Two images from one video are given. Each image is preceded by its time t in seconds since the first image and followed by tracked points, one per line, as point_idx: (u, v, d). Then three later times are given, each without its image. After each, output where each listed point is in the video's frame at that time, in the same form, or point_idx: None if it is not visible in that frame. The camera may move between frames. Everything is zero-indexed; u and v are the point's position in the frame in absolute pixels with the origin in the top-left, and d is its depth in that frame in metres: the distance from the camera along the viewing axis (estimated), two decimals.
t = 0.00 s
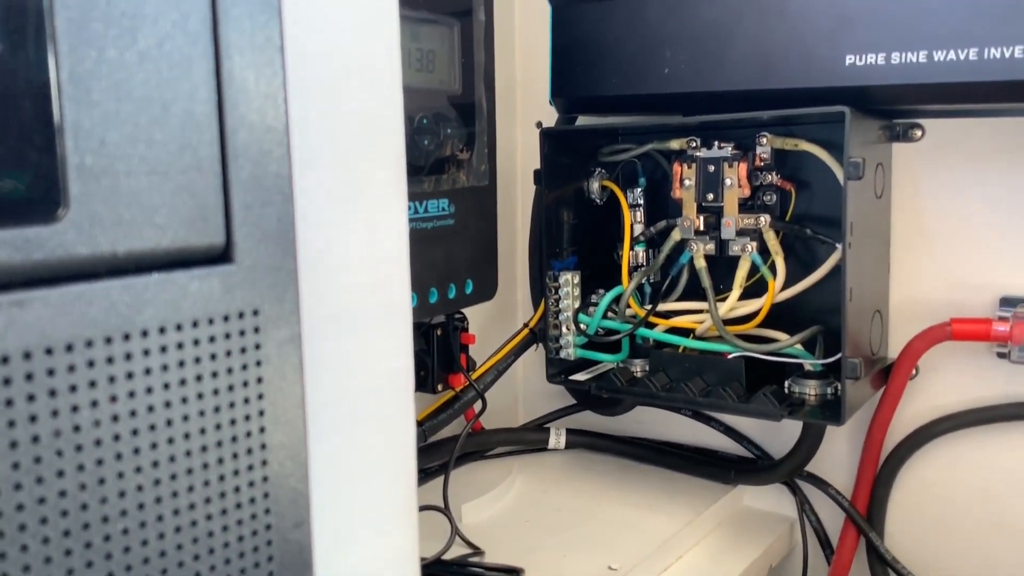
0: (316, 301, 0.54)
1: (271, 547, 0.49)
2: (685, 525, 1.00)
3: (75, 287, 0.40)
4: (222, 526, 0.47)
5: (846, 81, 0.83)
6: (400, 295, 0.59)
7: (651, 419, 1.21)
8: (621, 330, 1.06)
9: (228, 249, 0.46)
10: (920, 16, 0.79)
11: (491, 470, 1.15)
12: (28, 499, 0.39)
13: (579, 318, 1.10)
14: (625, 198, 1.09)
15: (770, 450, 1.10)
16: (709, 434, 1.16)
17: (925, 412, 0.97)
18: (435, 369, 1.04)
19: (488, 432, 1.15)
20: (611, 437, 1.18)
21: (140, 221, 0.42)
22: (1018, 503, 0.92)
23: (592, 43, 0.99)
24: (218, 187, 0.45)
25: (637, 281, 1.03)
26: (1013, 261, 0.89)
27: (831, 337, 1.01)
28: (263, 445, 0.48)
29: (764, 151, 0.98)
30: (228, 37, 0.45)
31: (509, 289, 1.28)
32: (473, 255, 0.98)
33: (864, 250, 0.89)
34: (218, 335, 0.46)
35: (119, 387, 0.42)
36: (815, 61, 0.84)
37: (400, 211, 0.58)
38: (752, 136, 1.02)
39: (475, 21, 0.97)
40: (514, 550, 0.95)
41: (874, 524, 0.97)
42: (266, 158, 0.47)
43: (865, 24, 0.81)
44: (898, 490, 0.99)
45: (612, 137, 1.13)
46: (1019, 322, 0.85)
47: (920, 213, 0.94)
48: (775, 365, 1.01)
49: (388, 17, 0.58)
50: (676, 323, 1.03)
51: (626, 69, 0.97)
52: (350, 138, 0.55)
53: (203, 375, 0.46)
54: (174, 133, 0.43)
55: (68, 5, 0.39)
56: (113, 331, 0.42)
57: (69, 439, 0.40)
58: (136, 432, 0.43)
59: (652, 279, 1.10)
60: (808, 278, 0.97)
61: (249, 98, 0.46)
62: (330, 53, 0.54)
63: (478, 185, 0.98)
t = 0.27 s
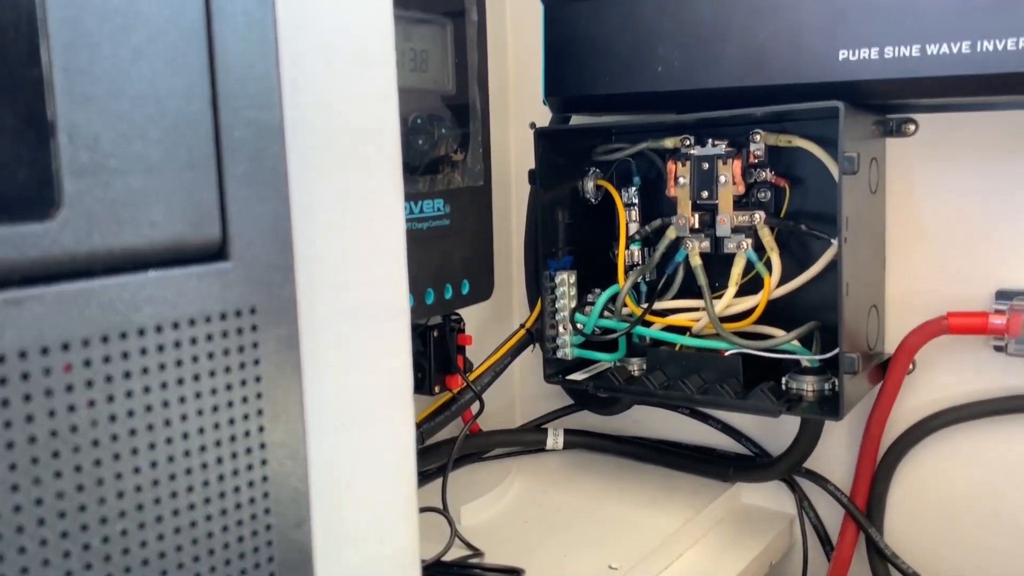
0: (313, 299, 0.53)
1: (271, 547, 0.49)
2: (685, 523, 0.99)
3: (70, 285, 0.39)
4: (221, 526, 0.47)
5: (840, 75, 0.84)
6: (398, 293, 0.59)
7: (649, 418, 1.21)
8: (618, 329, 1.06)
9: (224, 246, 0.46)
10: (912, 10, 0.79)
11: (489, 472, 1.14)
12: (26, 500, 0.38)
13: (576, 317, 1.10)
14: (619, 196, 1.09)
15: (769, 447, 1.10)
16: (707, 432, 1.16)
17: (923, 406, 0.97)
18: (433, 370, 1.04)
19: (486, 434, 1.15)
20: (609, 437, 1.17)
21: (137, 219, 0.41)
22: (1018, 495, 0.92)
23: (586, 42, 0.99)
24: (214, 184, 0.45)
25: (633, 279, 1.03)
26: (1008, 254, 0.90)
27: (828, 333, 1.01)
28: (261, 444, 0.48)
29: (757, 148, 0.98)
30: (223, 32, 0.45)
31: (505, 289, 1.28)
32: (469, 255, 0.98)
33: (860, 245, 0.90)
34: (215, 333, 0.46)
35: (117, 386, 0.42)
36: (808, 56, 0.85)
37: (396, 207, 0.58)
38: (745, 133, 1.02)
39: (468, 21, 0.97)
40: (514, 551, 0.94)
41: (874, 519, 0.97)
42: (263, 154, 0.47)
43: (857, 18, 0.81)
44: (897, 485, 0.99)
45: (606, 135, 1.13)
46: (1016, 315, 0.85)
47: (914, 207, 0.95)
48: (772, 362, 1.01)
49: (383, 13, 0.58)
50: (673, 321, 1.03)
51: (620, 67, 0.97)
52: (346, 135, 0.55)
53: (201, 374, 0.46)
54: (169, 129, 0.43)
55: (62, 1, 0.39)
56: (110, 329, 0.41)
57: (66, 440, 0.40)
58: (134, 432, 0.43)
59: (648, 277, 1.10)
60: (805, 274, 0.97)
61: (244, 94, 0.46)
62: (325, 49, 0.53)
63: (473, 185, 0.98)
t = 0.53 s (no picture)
0: (330, 301, 0.52)
1: (292, 553, 0.48)
2: (691, 523, 0.99)
3: (90, 287, 0.39)
4: (243, 531, 0.46)
5: (842, 72, 0.84)
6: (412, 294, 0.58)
7: (651, 419, 1.21)
8: (621, 330, 1.06)
9: (242, 247, 0.45)
10: (913, 6, 0.79)
11: (492, 475, 1.13)
12: (49, 507, 0.38)
13: (578, 318, 1.10)
14: (620, 197, 1.09)
15: (772, 446, 1.10)
16: (710, 432, 1.16)
17: (926, 402, 0.98)
18: (436, 374, 1.03)
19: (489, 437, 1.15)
20: (612, 439, 1.17)
21: (156, 220, 0.41)
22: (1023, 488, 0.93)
23: (585, 42, 0.99)
24: (232, 184, 0.44)
25: (634, 279, 1.03)
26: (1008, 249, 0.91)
27: (831, 330, 1.01)
28: (282, 448, 0.48)
29: (758, 146, 0.98)
30: (239, 30, 0.44)
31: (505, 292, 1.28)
32: (471, 257, 0.98)
33: (862, 241, 0.90)
34: (235, 335, 0.45)
35: (138, 390, 0.41)
36: (810, 53, 0.85)
37: (408, 207, 0.57)
38: (745, 132, 1.02)
39: (468, 23, 0.97)
40: (521, 554, 0.94)
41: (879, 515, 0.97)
42: (279, 154, 0.46)
43: (859, 16, 0.82)
44: (902, 481, 1.00)
45: (604, 136, 1.12)
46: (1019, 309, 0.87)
47: (915, 204, 0.95)
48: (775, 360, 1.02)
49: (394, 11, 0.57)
50: (676, 321, 1.03)
51: (620, 67, 0.97)
52: (359, 134, 0.54)
53: (222, 377, 0.45)
54: (187, 129, 0.42)
55: None
56: (130, 333, 0.41)
57: (89, 445, 0.39)
58: (155, 437, 0.42)
59: (649, 277, 1.10)
60: (807, 271, 0.97)
61: (260, 93, 0.45)
62: (338, 48, 0.53)
63: (475, 187, 0.98)
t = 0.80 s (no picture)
0: (318, 331, 0.51)
1: None
2: (683, 536, 0.99)
3: (71, 327, 0.38)
4: (232, 571, 0.45)
5: (827, 85, 0.84)
6: (399, 320, 0.57)
7: (640, 430, 1.20)
8: (609, 343, 1.05)
9: (228, 280, 0.44)
10: (896, 18, 0.80)
11: (482, 491, 1.13)
12: (32, 557, 0.36)
13: (566, 332, 1.09)
14: (606, 209, 1.08)
15: (761, 456, 1.10)
16: (699, 443, 1.16)
17: (913, 411, 0.98)
18: (423, 390, 1.02)
19: (477, 452, 1.14)
20: (601, 451, 1.17)
21: (139, 255, 0.40)
22: (1010, 496, 0.93)
23: (570, 55, 0.98)
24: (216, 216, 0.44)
25: (622, 293, 1.03)
26: (991, 258, 0.92)
27: (818, 341, 1.01)
28: (271, 483, 0.46)
29: (744, 157, 0.98)
30: (221, 59, 0.44)
31: (491, 305, 1.27)
32: (458, 273, 0.97)
33: (848, 253, 0.90)
34: (221, 370, 0.44)
35: (123, 431, 0.40)
36: (795, 66, 0.85)
37: (396, 232, 0.57)
38: (729, 143, 1.02)
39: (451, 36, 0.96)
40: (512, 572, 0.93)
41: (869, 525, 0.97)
42: (264, 184, 0.45)
43: (842, 28, 0.82)
44: (891, 490, 1.00)
45: (590, 149, 1.11)
46: (1005, 319, 0.88)
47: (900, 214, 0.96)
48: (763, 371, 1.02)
49: (377, 33, 0.56)
50: (663, 333, 1.03)
51: (604, 80, 0.96)
52: (345, 159, 0.53)
53: (208, 414, 0.44)
54: (170, 161, 0.42)
55: (57, 33, 0.37)
56: (114, 372, 0.39)
57: (72, 491, 0.38)
58: (141, 479, 0.41)
59: (637, 289, 1.10)
60: (794, 283, 0.97)
61: (243, 122, 0.45)
62: (322, 71, 0.52)
63: (460, 203, 0.97)
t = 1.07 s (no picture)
0: (311, 332, 0.51)
1: None
2: (674, 537, 0.99)
3: (63, 329, 0.37)
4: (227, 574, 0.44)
5: (816, 85, 0.84)
6: (392, 321, 0.57)
7: (630, 431, 1.20)
8: (599, 344, 1.05)
9: (221, 281, 0.44)
10: (884, 20, 0.80)
11: (472, 493, 1.12)
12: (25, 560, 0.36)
13: (556, 333, 1.09)
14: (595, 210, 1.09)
15: (751, 456, 1.11)
16: (690, 444, 1.16)
17: (902, 410, 0.99)
18: (413, 392, 1.02)
19: (468, 454, 1.14)
20: (592, 452, 1.17)
21: (132, 256, 0.40)
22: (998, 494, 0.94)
23: (560, 57, 0.98)
24: (209, 217, 0.43)
25: (612, 294, 1.03)
26: (977, 258, 0.93)
27: (807, 341, 1.02)
28: (265, 486, 0.46)
29: (733, 159, 0.98)
30: (214, 59, 0.43)
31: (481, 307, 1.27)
32: (449, 275, 0.96)
33: (838, 253, 0.91)
34: (215, 372, 0.44)
35: (116, 433, 0.39)
36: (783, 67, 0.86)
37: (389, 233, 0.57)
38: (718, 145, 1.03)
39: (441, 37, 0.96)
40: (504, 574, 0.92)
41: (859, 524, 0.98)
42: (257, 184, 0.45)
43: (830, 30, 0.83)
44: (881, 489, 1.01)
45: (579, 150, 1.12)
46: (992, 317, 0.89)
47: (887, 215, 0.97)
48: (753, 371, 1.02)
49: (370, 33, 0.56)
50: (654, 334, 1.03)
51: (594, 81, 0.96)
52: (338, 160, 0.53)
53: (202, 415, 0.43)
54: (162, 162, 0.41)
55: (49, 31, 0.37)
56: (107, 374, 0.39)
57: (65, 494, 0.37)
58: (135, 481, 0.40)
59: (627, 290, 1.10)
60: (783, 283, 0.98)
61: (236, 122, 0.44)
62: (316, 71, 0.51)
63: (451, 204, 0.97)
